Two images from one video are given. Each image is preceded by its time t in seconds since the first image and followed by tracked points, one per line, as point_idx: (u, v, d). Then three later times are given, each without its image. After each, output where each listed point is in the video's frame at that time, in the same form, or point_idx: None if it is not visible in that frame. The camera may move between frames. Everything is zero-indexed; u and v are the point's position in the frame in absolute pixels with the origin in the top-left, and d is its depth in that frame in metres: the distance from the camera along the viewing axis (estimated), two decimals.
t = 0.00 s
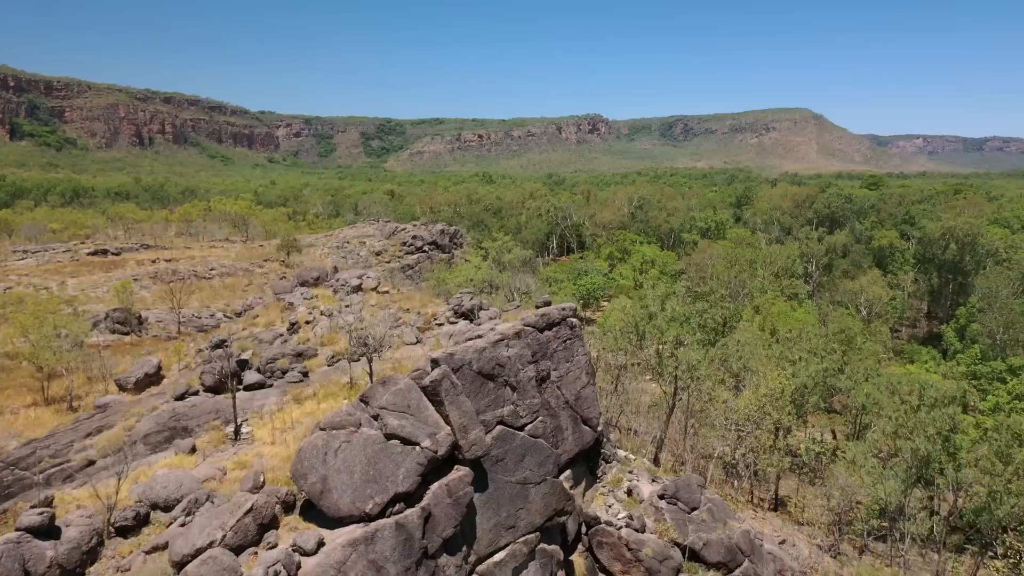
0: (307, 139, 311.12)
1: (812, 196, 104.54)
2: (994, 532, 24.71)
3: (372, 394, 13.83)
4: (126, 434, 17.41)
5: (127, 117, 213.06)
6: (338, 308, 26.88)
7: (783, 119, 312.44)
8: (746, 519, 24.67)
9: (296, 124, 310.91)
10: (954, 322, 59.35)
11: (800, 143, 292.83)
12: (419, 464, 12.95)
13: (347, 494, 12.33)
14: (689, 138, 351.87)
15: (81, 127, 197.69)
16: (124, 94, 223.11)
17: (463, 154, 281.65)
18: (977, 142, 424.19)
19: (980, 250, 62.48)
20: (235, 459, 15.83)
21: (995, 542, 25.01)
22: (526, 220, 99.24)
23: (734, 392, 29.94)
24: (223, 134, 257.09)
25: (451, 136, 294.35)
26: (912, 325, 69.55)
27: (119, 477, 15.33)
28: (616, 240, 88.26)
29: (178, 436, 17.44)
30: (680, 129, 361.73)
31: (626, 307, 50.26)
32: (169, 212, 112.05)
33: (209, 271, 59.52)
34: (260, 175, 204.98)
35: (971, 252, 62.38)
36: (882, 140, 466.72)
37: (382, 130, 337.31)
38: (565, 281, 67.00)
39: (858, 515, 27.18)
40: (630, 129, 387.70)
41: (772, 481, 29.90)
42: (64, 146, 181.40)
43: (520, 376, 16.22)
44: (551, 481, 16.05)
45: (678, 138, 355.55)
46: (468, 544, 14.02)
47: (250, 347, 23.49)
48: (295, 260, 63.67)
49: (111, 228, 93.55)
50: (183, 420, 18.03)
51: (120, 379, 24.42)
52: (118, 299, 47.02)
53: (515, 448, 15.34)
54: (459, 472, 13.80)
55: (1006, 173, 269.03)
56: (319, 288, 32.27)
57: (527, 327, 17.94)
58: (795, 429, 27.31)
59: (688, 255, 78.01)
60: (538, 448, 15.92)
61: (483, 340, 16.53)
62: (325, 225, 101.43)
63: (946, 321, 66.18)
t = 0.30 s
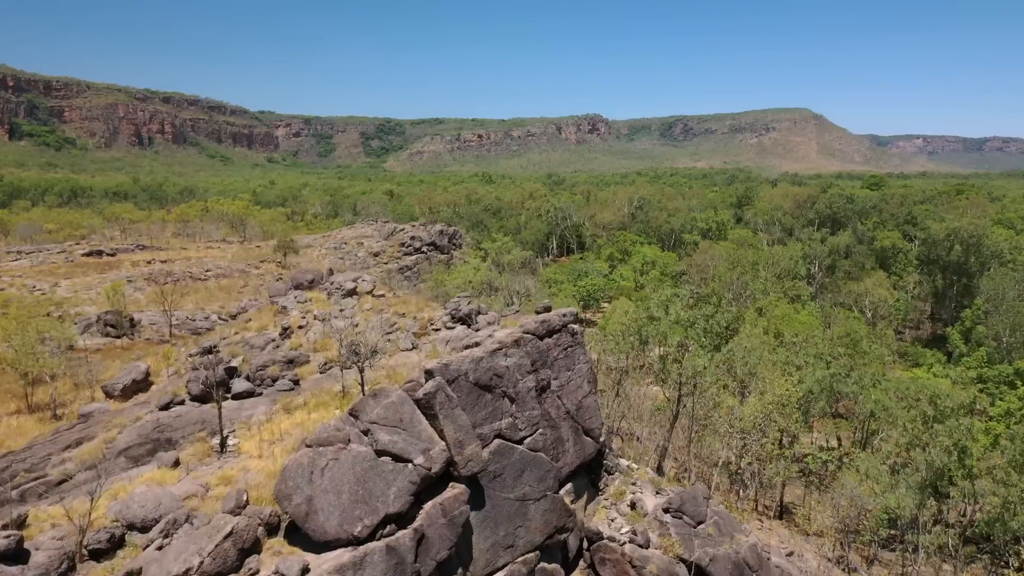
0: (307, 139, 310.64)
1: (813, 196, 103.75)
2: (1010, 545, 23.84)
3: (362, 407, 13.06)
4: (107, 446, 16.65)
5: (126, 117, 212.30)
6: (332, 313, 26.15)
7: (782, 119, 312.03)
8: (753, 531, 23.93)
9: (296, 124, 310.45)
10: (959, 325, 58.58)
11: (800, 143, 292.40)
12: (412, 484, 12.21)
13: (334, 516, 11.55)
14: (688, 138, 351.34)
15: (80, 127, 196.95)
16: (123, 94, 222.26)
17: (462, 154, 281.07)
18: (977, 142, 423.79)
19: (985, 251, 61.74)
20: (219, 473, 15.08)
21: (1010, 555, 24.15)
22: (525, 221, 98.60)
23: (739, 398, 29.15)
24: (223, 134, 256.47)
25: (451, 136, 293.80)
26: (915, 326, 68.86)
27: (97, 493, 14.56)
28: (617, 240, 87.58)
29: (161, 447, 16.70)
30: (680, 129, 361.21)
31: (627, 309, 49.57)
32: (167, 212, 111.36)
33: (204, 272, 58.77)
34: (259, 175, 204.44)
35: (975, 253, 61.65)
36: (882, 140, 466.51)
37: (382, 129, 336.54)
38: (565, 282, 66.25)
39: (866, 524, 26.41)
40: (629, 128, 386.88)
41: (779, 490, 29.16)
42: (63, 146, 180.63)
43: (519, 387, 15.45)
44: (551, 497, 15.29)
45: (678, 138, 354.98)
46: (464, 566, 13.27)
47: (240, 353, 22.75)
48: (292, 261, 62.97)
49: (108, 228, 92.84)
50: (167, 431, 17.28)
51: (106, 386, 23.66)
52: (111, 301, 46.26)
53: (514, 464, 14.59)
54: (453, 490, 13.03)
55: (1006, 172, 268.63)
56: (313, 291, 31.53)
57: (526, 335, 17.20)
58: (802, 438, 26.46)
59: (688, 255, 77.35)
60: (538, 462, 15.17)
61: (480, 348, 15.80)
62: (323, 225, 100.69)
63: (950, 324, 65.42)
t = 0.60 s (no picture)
0: (307, 139, 310.02)
1: (815, 197, 102.93)
2: None
3: (351, 422, 12.29)
4: (85, 460, 15.89)
5: (126, 116, 211.44)
6: (325, 317, 25.39)
7: (782, 119, 311.47)
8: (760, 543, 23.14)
9: (296, 123, 309.84)
10: (964, 327, 57.81)
11: (801, 144, 291.80)
12: (403, 505, 11.47)
13: (320, 540, 10.79)
14: (688, 137, 350.68)
15: (79, 127, 196.11)
16: (122, 94, 221.46)
17: (462, 154, 280.40)
18: (977, 142, 423.25)
19: (990, 252, 60.83)
20: (202, 490, 14.30)
21: None
22: (525, 221, 97.87)
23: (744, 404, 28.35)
24: (223, 134, 255.76)
25: (451, 136, 293.16)
26: (919, 328, 68.15)
27: (71, 511, 13.76)
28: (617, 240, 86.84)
29: (142, 461, 15.93)
30: (679, 129, 360.55)
31: (628, 311, 48.83)
32: (165, 212, 110.59)
33: (199, 273, 57.96)
34: (258, 175, 203.75)
35: (981, 254, 60.77)
36: (881, 140, 466.18)
37: (381, 129, 335.75)
38: (565, 283, 65.49)
39: (876, 536, 25.54)
40: (629, 128, 386.04)
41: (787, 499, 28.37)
42: (62, 146, 179.84)
43: (518, 399, 14.66)
44: (552, 514, 14.52)
45: (678, 138, 354.25)
46: None
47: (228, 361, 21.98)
48: (289, 262, 62.19)
49: (104, 227, 92.10)
50: (150, 443, 16.51)
51: (91, 393, 22.92)
52: (104, 302, 45.56)
53: (512, 479, 13.84)
54: (448, 510, 12.27)
55: (1007, 173, 268.10)
56: (306, 294, 30.77)
57: (525, 343, 16.43)
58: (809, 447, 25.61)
59: (690, 256, 76.66)
60: (538, 478, 14.40)
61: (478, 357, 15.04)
62: (321, 226, 99.94)
63: (955, 325, 64.59)
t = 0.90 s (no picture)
0: (307, 139, 309.43)
1: (816, 197, 102.21)
2: None
3: (338, 440, 11.49)
4: (61, 476, 15.12)
5: (125, 117, 210.62)
6: (318, 323, 24.64)
7: (782, 119, 311.06)
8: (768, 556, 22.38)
9: (295, 124, 309.14)
10: (969, 330, 57.02)
11: (800, 144, 291.37)
12: (392, 531, 10.73)
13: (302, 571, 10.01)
14: (688, 138, 350.15)
15: (78, 127, 195.30)
16: (121, 94, 220.73)
17: (462, 154, 279.75)
18: (977, 142, 422.94)
19: (996, 254, 59.78)
20: (180, 509, 13.52)
21: None
22: (524, 221, 97.18)
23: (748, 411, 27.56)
24: (222, 134, 255.08)
25: (450, 136, 292.58)
26: (922, 331, 67.47)
27: (42, 532, 13.00)
28: (617, 241, 86.15)
29: (121, 476, 15.14)
30: (679, 129, 360.04)
31: (629, 314, 48.12)
32: (163, 212, 109.83)
33: (194, 275, 57.15)
34: (258, 175, 202.91)
35: (986, 256, 59.88)
36: (881, 140, 465.98)
37: (381, 129, 335.10)
38: (565, 285, 64.77)
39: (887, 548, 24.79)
40: (629, 129, 385.23)
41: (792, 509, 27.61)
42: (62, 146, 179.14)
43: (516, 412, 13.88)
44: (552, 534, 13.76)
45: (677, 138, 353.61)
46: None
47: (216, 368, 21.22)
48: (285, 264, 61.44)
49: (101, 228, 91.40)
50: (130, 456, 15.74)
51: (75, 401, 22.17)
52: (97, 305, 44.83)
53: (511, 498, 13.08)
54: (441, 534, 11.50)
55: (1006, 174, 267.72)
56: (300, 298, 30.00)
57: (523, 352, 15.68)
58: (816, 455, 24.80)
59: (690, 258, 75.95)
60: (537, 495, 13.65)
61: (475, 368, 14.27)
62: (320, 227, 99.27)
63: (959, 328, 63.84)
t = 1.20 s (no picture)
0: (306, 142, 308.92)
1: (817, 201, 101.38)
2: None
3: (323, 464, 10.70)
4: (35, 496, 14.31)
5: (124, 120, 209.93)
6: (310, 331, 23.88)
7: (782, 123, 310.69)
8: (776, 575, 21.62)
9: (295, 127, 308.68)
10: (975, 336, 56.18)
11: (800, 148, 291.09)
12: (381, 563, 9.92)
13: None
14: (687, 141, 349.63)
15: (77, 131, 194.57)
16: (120, 97, 219.89)
17: (461, 158, 279.17)
18: (976, 146, 422.57)
19: (1002, 259, 58.85)
20: (158, 533, 12.71)
21: None
22: (524, 225, 96.47)
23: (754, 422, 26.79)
24: (222, 137, 254.49)
25: (450, 140, 292.06)
26: (926, 337, 66.67)
27: (10, 559, 12.20)
28: (618, 246, 85.41)
29: (98, 496, 14.35)
30: (678, 133, 359.56)
31: (630, 319, 47.35)
32: (160, 216, 109.09)
33: (189, 280, 56.38)
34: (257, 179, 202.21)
35: (991, 261, 59.00)
36: (880, 144, 465.77)
37: (380, 133, 334.34)
38: (565, 289, 63.95)
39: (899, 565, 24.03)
40: (628, 132, 384.65)
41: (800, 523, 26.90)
42: (61, 149, 178.32)
43: (515, 430, 13.11)
44: (553, 559, 13.00)
45: (677, 142, 353.11)
46: None
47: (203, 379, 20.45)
48: (282, 268, 60.69)
49: (97, 231, 90.55)
50: (108, 474, 14.95)
51: (58, 413, 21.39)
52: (89, 312, 43.99)
53: (508, 522, 12.32)
54: (434, 563, 10.72)
55: (1006, 177, 267.30)
56: (293, 306, 29.20)
57: (523, 365, 14.91)
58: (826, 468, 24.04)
59: (692, 262, 75.20)
60: (537, 519, 12.87)
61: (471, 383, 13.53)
62: (318, 231, 98.41)
63: (964, 334, 63.08)
